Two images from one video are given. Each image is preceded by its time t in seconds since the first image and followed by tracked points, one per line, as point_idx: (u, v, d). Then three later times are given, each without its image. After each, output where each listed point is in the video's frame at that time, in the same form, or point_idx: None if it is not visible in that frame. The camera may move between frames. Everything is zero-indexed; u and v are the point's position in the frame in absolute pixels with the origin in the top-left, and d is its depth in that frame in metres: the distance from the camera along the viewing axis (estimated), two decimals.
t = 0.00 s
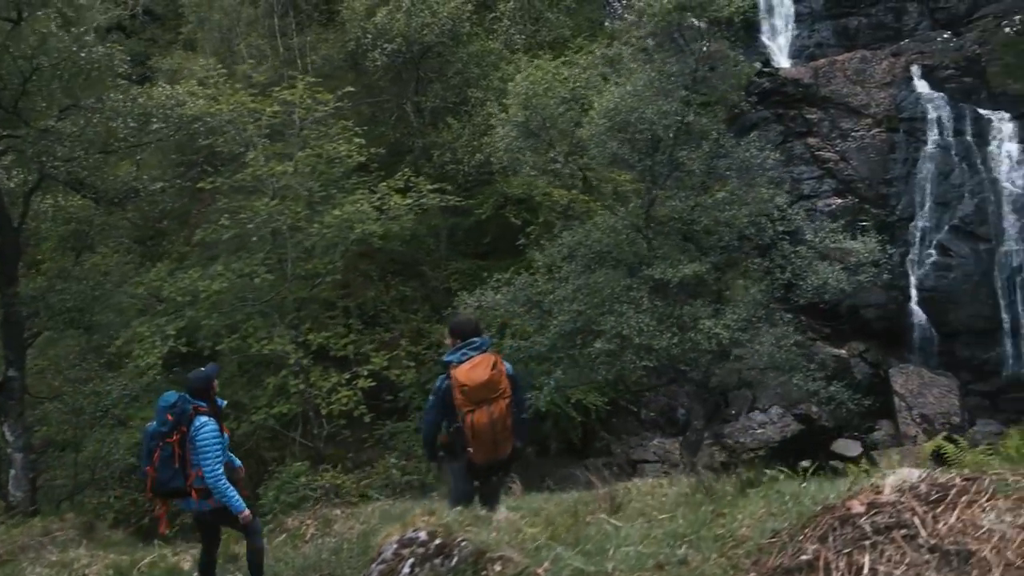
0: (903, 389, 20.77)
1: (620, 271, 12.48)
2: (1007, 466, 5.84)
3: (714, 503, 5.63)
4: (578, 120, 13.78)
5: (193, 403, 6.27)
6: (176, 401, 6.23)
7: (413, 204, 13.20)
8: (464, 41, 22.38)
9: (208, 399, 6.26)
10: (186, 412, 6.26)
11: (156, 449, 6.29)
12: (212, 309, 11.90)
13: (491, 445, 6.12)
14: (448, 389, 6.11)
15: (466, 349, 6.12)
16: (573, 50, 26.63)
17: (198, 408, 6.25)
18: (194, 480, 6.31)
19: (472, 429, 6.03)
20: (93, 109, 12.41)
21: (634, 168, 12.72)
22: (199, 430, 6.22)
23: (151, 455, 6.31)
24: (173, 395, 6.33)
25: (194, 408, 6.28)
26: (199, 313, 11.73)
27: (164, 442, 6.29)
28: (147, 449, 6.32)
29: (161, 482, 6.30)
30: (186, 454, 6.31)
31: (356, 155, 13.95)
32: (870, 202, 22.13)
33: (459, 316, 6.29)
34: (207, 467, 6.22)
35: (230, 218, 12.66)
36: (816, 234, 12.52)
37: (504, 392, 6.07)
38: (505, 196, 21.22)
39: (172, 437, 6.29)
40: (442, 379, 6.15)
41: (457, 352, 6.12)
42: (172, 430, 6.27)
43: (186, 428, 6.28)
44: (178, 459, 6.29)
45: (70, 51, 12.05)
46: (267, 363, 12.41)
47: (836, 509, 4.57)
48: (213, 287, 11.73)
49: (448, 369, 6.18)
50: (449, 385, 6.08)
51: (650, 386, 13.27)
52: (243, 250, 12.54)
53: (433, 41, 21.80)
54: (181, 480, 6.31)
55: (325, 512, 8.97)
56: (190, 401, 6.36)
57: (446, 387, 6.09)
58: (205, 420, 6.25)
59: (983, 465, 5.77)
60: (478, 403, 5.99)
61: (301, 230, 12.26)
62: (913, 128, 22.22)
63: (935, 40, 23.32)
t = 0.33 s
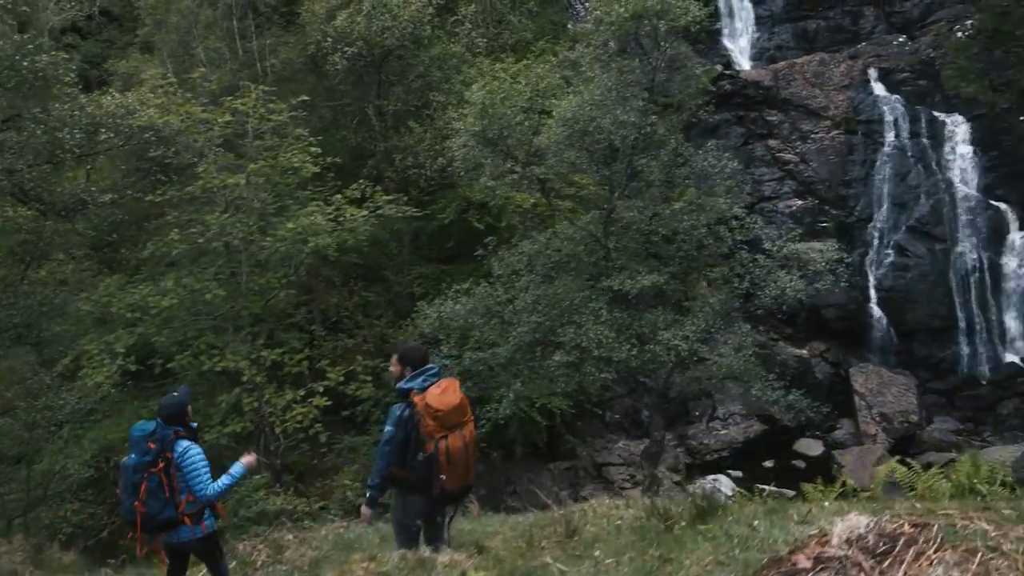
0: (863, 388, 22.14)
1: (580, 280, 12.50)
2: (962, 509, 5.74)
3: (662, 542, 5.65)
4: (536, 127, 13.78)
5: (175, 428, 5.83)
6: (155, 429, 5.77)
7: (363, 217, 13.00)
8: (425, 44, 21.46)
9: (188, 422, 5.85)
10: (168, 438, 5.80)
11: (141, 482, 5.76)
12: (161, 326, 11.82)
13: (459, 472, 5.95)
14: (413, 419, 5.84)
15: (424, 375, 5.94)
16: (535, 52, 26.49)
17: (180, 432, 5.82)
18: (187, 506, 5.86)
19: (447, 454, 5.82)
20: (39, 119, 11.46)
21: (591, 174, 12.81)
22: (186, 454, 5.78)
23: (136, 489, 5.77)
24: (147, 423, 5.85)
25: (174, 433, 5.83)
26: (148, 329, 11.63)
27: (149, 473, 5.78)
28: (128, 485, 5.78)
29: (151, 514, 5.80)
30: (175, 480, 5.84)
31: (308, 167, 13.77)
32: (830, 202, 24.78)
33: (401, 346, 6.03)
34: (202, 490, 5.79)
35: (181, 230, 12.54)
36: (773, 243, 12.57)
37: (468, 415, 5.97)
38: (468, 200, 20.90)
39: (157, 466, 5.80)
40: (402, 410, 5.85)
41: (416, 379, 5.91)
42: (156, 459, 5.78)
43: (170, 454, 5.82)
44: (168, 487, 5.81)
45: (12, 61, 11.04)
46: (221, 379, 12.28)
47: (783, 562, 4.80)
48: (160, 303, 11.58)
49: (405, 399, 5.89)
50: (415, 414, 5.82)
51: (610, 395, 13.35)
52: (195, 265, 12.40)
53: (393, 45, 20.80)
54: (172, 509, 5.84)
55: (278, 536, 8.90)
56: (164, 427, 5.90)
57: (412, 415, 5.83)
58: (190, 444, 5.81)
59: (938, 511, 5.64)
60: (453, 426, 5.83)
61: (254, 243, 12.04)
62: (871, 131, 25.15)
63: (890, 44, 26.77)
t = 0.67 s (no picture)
0: (824, 387, 22.52)
1: (542, 290, 12.51)
2: (923, 553, 5.93)
3: None
4: (497, 136, 13.81)
5: (140, 456, 5.53)
6: (121, 460, 5.45)
7: (322, 228, 12.91)
8: (387, 47, 21.26)
9: (151, 448, 5.56)
10: (135, 468, 5.49)
11: (112, 518, 5.44)
12: (113, 344, 11.66)
13: (426, 504, 5.36)
14: (371, 452, 5.20)
15: (375, 406, 5.34)
16: (498, 56, 26.41)
17: (145, 461, 5.52)
18: (161, 535, 5.59)
19: (413, 485, 5.22)
20: None
21: (552, 183, 12.90)
22: (159, 483, 5.48)
23: (107, 526, 5.45)
24: (107, 456, 5.49)
25: (139, 462, 5.51)
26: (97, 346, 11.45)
27: (119, 507, 5.46)
28: (98, 525, 5.45)
29: (125, 549, 5.49)
30: (147, 511, 5.53)
31: (262, 177, 13.52)
32: (791, 203, 24.97)
33: (345, 380, 5.46)
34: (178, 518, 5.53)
35: (132, 245, 12.34)
36: (735, 251, 12.65)
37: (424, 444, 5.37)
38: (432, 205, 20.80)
39: (125, 499, 5.48)
40: (357, 446, 5.18)
41: (367, 411, 5.30)
42: (125, 492, 5.46)
43: (139, 485, 5.50)
44: (141, 519, 5.52)
45: None
46: (175, 397, 12.04)
47: None
48: (110, 319, 11.33)
49: (359, 435, 5.25)
50: (373, 447, 5.19)
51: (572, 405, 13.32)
52: (149, 279, 12.18)
53: (354, 48, 20.52)
54: (147, 540, 5.54)
55: (234, 563, 8.75)
56: (124, 458, 5.57)
57: (370, 451, 5.18)
58: (161, 474, 5.51)
59: (900, 555, 5.81)
60: (415, 456, 5.24)
61: (206, 256, 11.78)
62: (829, 132, 25.64)
63: (848, 47, 27.25)
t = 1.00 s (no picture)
0: (785, 387, 22.75)
1: (503, 300, 12.45)
2: None
3: None
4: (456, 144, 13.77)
5: (83, 491, 5.48)
6: (63, 498, 5.39)
7: (280, 240, 12.74)
8: (348, 50, 21.00)
9: (93, 480, 5.50)
10: (80, 504, 5.44)
11: (60, 558, 5.39)
12: (62, 362, 11.62)
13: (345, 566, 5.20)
14: (294, 514, 5.04)
15: (299, 463, 5.27)
16: (460, 59, 26.28)
17: (90, 494, 5.48)
18: (112, 565, 5.60)
19: (336, 548, 5.09)
20: None
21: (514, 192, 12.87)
22: (107, 514, 5.46)
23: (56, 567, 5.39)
24: (47, 496, 5.41)
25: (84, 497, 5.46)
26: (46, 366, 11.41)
27: (65, 547, 5.40)
28: (44, 567, 5.37)
29: None
30: (95, 544, 5.52)
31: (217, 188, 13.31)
32: (751, 204, 25.16)
33: (268, 434, 5.39)
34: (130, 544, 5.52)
35: (81, 259, 12.04)
36: (696, 260, 12.86)
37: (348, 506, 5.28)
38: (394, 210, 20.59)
39: (71, 538, 5.42)
40: (279, 505, 5.05)
41: (290, 469, 5.23)
42: (71, 530, 5.41)
43: (84, 520, 5.46)
44: (91, 554, 5.50)
45: None
46: (129, 413, 11.81)
47: None
48: (59, 337, 11.12)
49: (281, 495, 5.12)
50: (295, 508, 5.03)
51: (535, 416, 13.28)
52: (100, 293, 11.93)
53: (314, 52, 20.22)
54: None
55: None
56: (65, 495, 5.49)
57: (294, 511, 5.04)
58: (108, 505, 5.47)
59: None
60: (340, 520, 5.11)
61: (157, 269, 11.51)
62: (788, 134, 25.93)
63: (807, 49, 27.59)
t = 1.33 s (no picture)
0: (743, 387, 22.93)
1: (459, 312, 12.38)
2: None
3: None
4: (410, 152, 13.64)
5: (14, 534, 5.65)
6: None
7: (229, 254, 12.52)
8: (302, 53, 20.80)
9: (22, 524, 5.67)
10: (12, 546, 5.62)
11: None
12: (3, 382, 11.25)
13: None
14: (217, 555, 5.16)
15: (208, 503, 5.31)
16: (416, 61, 26.06)
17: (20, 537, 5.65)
18: None
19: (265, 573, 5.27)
20: None
21: (470, 203, 12.81)
22: (39, 553, 5.65)
23: None
24: None
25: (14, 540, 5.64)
26: None
27: None
28: None
29: None
30: None
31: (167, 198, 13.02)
32: (708, 205, 25.31)
33: (164, 486, 5.37)
34: None
35: (21, 274, 11.69)
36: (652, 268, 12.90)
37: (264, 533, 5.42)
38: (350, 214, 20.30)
39: None
40: (199, 553, 5.13)
41: (202, 511, 5.26)
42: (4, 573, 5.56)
43: (17, 562, 5.64)
44: None
45: None
46: (74, 433, 11.51)
47: None
48: None
49: (199, 540, 5.18)
50: (219, 549, 5.15)
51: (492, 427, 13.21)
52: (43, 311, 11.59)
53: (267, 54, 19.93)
54: None
55: None
56: None
57: (217, 555, 5.14)
58: (38, 545, 5.66)
59: None
60: (263, 548, 5.26)
61: (102, 285, 11.27)
62: (744, 135, 26.19)
63: (760, 51, 27.78)
